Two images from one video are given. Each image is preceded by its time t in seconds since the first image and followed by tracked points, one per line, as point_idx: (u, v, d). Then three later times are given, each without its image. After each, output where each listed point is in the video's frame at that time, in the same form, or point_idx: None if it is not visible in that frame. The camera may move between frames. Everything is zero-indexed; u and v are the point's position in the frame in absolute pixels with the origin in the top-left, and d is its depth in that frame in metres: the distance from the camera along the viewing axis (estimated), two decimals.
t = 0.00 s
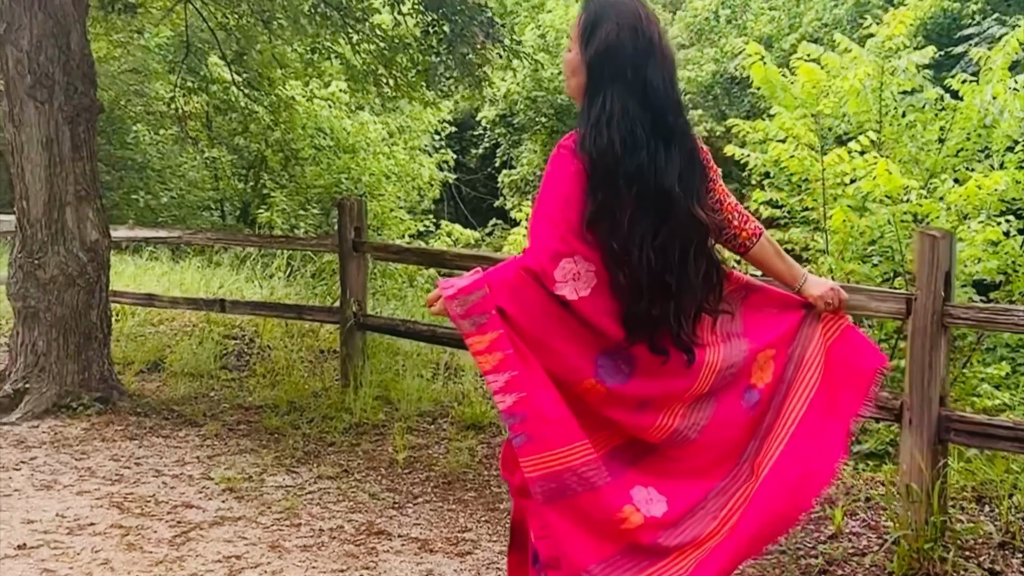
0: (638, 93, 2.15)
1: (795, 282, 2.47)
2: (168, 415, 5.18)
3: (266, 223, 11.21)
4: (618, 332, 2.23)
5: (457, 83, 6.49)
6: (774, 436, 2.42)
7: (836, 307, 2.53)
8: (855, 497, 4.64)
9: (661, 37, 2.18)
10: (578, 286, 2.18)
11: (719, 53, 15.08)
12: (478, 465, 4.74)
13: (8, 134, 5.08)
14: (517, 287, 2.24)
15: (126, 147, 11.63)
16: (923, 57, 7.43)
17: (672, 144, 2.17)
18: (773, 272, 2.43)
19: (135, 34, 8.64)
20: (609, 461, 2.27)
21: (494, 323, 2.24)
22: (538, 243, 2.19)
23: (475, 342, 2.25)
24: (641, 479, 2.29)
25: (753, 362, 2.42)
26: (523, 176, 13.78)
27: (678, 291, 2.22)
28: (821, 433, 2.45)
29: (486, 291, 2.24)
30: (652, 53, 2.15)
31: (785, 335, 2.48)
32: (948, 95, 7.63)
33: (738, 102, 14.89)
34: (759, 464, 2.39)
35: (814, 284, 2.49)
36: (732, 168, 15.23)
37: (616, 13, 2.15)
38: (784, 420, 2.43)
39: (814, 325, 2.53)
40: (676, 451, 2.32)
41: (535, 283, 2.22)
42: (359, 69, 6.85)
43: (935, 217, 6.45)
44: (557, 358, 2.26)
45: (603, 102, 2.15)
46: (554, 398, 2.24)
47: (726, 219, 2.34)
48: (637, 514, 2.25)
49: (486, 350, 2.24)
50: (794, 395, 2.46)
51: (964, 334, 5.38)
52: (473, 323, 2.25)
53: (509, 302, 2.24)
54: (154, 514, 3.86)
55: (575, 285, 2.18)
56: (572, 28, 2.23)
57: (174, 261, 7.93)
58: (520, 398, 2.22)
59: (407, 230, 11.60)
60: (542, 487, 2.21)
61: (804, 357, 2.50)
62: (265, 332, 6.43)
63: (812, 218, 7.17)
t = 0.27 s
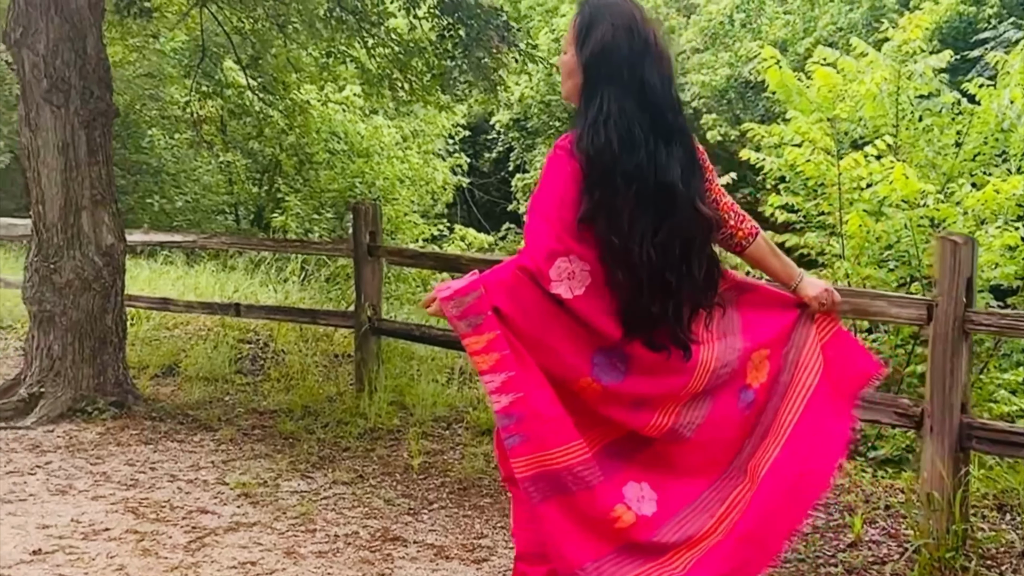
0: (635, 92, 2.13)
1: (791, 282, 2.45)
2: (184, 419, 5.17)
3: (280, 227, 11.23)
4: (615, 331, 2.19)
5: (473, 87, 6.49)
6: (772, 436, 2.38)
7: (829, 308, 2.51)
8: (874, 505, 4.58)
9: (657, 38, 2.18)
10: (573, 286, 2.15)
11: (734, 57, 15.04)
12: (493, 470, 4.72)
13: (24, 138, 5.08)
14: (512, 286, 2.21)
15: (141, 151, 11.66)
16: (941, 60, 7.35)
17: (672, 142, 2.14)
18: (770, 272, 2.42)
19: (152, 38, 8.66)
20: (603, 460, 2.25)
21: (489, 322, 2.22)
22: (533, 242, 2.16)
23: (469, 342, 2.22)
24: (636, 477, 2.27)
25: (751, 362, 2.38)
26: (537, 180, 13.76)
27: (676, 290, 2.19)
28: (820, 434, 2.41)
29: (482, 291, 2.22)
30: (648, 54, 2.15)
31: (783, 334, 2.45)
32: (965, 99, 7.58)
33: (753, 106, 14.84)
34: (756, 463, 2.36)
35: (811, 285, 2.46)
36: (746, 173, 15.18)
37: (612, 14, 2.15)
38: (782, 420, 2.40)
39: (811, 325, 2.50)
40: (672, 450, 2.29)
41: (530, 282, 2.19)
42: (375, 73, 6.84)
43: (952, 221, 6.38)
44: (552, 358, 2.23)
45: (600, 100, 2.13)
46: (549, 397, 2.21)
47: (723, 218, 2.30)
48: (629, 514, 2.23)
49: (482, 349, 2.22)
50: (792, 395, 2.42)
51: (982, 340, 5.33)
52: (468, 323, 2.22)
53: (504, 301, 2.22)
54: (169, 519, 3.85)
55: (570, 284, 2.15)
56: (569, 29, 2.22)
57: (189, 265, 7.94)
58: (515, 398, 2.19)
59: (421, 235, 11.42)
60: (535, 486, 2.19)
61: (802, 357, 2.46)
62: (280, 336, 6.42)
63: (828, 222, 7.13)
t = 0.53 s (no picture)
0: (632, 99, 2.12)
1: (789, 287, 2.40)
2: (199, 425, 5.16)
3: (295, 232, 11.24)
4: (608, 337, 2.17)
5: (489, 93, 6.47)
6: (772, 446, 2.31)
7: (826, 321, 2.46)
8: (894, 514, 4.52)
9: (653, 46, 2.16)
10: (565, 291, 2.14)
11: (748, 62, 15.00)
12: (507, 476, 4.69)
13: (40, 143, 5.08)
14: (504, 291, 2.20)
15: (156, 156, 11.69)
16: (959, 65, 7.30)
17: (672, 149, 2.13)
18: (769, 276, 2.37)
19: (168, 43, 8.69)
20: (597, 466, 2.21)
21: (481, 328, 2.20)
22: (526, 247, 2.15)
23: (460, 348, 2.20)
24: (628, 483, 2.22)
25: (750, 372, 2.32)
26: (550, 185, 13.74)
27: (671, 296, 2.16)
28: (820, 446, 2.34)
29: (475, 297, 2.21)
30: (645, 62, 2.14)
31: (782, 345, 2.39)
32: (982, 104, 7.52)
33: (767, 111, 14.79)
34: (755, 474, 2.29)
35: (807, 293, 2.42)
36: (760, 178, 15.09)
37: (608, 22, 2.14)
38: (781, 431, 2.33)
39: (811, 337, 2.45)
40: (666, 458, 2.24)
41: (522, 287, 2.18)
42: (391, 78, 6.84)
43: (970, 228, 6.32)
44: (544, 364, 2.20)
45: (596, 107, 2.12)
46: (542, 402, 2.18)
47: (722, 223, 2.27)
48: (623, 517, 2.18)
49: (473, 354, 2.19)
50: (793, 406, 2.35)
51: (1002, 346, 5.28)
52: (459, 328, 2.20)
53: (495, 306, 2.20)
54: (184, 526, 3.83)
55: (562, 288, 2.14)
56: (564, 38, 2.22)
57: (204, 270, 7.94)
58: (505, 403, 2.16)
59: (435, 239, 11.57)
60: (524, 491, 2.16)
61: (804, 367, 2.40)
62: (295, 341, 6.42)
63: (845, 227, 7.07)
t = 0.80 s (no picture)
0: (626, 117, 2.16)
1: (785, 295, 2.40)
2: (215, 432, 5.15)
3: (309, 238, 11.24)
4: (599, 348, 2.20)
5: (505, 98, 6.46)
6: (762, 459, 2.33)
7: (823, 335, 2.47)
8: (916, 524, 4.44)
9: (648, 66, 2.20)
10: (555, 302, 2.18)
11: (762, 67, 14.94)
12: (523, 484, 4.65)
13: (57, 150, 5.08)
14: (494, 301, 2.24)
15: (171, 163, 11.76)
16: (977, 70, 7.25)
17: (666, 165, 2.17)
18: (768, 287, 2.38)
19: (184, 50, 8.71)
20: (586, 474, 2.23)
21: (471, 336, 2.25)
22: (516, 259, 2.19)
23: (450, 355, 2.25)
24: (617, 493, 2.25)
25: (740, 385, 2.34)
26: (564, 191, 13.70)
27: (661, 310, 2.18)
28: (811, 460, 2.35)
29: (466, 305, 2.26)
30: (638, 80, 2.17)
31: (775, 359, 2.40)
32: (1001, 109, 7.45)
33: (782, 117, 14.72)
34: (745, 487, 2.30)
35: (806, 300, 2.42)
36: (775, 183, 15.07)
37: (604, 40, 2.17)
38: (771, 444, 2.34)
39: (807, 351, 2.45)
40: (656, 469, 2.26)
41: (512, 298, 2.22)
42: (406, 84, 6.83)
43: (988, 234, 6.26)
44: (534, 374, 2.24)
45: (590, 123, 2.15)
46: (530, 410, 2.22)
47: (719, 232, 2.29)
48: (615, 522, 2.22)
49: (462, 362, 2.24)
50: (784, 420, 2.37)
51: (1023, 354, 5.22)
52: (449, 336, 2.26)
53: (485, 316, 2.25)
54: (201, 534, 3.81)
55: (551, 300, 2.17)
56: (559, 55, 2.25)
57: (219, 276, 7.94)
58: (493, 410, 2.21)
59: (450, 246, 11.37)
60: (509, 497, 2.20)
61: (796, 381, 2.41)
62: (309, 348, 6.41)
63: (862, 234, 7.01)
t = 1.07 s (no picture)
0: (618, 138, 2.25)
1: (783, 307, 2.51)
2: (230, 440, 5.13)
3: (324, 244, 11.23)
4: (588, 363, 2.31)
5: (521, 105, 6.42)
6: (745, 473, 2.44)
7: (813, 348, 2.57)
8: (940, 535, 4.35)
9: (640, 89, 2.29)
10: (543, 317, 2.29)
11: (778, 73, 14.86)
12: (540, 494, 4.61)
13: (73, 157, 5.07)
14: (487, 315, 2.36)
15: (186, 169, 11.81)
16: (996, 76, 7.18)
17: (657, 185, 2.25)
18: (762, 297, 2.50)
19: (200, 57, 8.71)
20: (574, 482, 2.35)
21: (464, 350, 2.38)
22: (508, 276, 2.30)
23: (443, 365, 2.38)
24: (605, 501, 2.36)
25: (725, 400, 2.44)
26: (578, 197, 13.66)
27: (649, 328, 2.28)
28: (792, 475, 2.46)
29: (457, 318, 2.40)
30: (631, 102, 2.27)
31: (761, 374, 2.50)
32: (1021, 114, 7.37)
33: (797, 122, 14.62)
34: (729, 499, 2.41)
35: (801, 308, 2.53)
36: (791, 190, 14.99)
37: (599, 62, 2.26)
38: (754, 457, 2.45)
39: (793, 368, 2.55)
40: (642, 480, 2.36)
41: (504, 313, 2.33)
42: (422, 91, 6.81)
43: (1008, 241, 6.17)
44: (524, 385, 2.36)
45: (583, 144, 2.25)
46: (519, 420, 2.35)
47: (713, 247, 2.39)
48: (604, 532, 2.32)
49: (454, 372, 2.37)
50: (767, 434, 2.47)
51: None
52: (443, 347, 2.40)
53: (478, 330, 2.37)
54: (217, 544, 3.79)
55: (540, 315, 2.28)
56: (556, 76, 2.35)
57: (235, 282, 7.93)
58: (485, 419, 2.34)
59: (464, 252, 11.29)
60: (497, 502, 2.33)
61: (780, 398, 2.52)
62: (325, 355, 6.39)
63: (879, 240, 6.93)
